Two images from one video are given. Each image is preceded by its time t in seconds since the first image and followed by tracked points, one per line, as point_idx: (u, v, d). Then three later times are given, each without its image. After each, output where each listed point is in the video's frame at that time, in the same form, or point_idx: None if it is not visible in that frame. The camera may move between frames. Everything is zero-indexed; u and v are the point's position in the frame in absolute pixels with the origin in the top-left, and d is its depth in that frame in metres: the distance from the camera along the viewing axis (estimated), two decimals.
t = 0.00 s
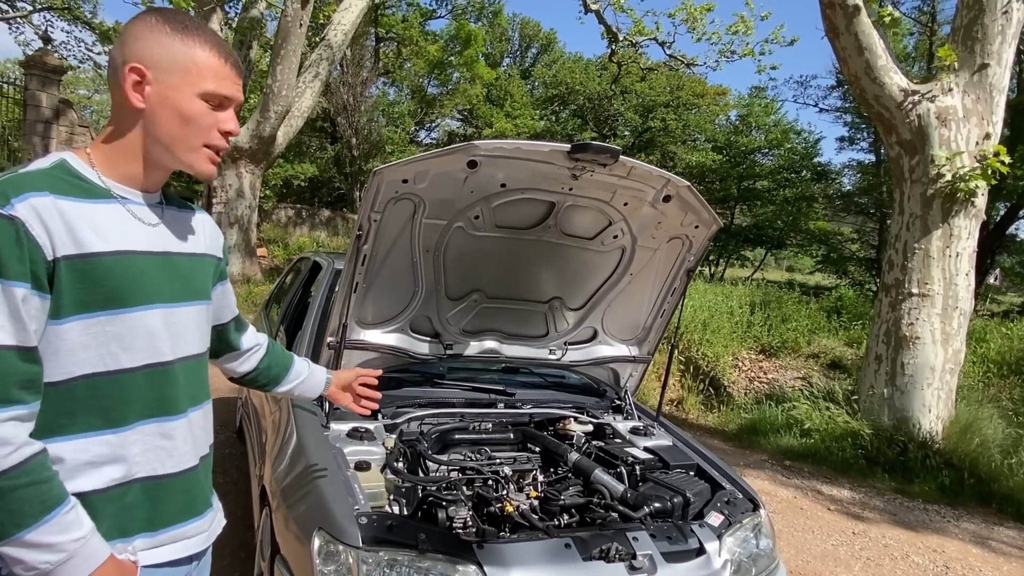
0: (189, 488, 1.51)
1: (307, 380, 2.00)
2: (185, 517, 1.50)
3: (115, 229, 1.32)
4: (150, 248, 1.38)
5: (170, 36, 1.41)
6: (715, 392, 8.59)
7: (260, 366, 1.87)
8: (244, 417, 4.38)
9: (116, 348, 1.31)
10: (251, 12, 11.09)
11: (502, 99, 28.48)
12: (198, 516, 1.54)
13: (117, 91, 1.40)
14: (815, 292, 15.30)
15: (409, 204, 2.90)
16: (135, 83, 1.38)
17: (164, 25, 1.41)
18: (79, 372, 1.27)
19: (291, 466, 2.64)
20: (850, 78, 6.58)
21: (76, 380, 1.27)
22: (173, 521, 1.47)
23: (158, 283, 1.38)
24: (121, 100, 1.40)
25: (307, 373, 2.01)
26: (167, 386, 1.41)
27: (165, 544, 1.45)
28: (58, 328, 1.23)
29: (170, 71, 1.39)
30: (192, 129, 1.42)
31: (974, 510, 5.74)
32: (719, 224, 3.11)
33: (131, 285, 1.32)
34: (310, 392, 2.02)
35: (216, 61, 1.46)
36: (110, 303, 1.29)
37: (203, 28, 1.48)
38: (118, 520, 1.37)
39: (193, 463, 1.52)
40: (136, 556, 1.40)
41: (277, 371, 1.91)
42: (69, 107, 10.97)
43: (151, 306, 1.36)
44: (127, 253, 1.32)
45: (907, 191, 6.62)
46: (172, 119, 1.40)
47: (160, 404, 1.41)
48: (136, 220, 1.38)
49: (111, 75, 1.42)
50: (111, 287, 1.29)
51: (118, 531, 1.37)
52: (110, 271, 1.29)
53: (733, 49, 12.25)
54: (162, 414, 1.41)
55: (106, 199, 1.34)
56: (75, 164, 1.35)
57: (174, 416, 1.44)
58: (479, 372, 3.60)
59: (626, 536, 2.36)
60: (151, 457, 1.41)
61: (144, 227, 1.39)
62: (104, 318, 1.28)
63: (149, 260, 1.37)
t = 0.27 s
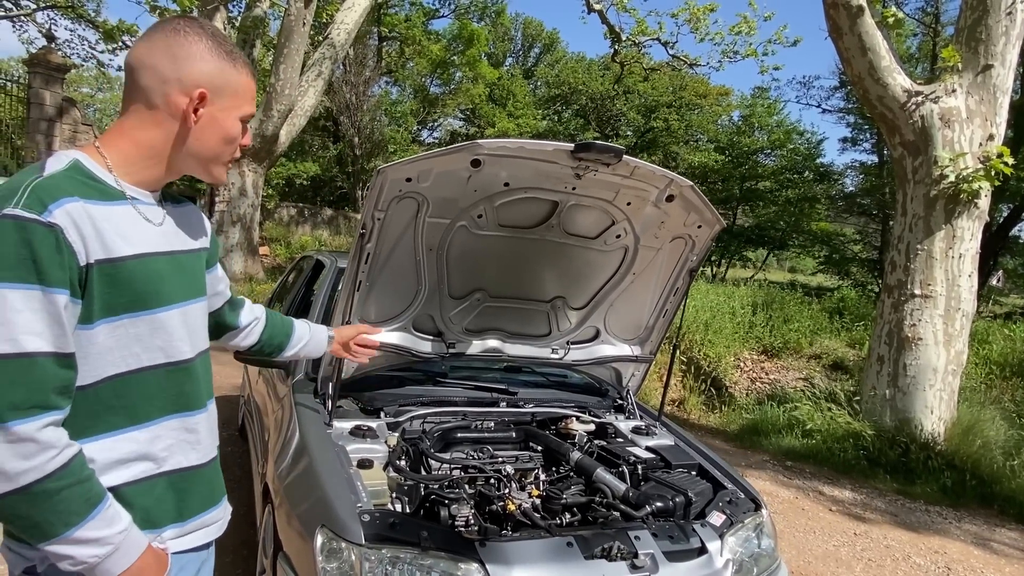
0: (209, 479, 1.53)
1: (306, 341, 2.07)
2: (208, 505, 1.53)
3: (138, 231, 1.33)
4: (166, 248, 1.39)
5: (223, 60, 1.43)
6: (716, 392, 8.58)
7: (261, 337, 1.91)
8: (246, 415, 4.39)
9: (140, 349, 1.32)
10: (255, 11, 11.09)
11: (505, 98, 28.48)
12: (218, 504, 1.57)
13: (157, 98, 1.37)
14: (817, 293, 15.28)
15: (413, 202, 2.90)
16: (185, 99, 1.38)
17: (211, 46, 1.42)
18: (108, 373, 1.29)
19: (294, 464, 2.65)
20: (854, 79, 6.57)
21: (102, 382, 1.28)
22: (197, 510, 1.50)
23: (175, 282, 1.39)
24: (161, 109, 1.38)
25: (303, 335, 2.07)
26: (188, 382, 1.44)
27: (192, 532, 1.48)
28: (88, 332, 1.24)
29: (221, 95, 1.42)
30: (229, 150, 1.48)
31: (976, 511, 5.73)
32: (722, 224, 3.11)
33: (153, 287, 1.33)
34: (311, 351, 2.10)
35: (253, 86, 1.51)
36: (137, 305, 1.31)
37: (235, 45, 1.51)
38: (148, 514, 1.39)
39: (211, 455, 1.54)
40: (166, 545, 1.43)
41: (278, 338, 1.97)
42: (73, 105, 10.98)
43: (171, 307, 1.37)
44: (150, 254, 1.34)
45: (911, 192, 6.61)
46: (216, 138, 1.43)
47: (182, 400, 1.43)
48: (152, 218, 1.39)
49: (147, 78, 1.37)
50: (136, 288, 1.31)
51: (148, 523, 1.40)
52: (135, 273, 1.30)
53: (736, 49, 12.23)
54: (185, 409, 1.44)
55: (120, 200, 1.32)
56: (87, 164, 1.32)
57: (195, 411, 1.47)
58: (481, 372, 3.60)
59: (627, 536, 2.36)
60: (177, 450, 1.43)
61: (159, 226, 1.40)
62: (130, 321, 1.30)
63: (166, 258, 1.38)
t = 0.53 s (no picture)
0: (212, 475, 1.53)
1: (298, 310, 2.08)
2: (212, 501, 1.53)
3: (144, 230, 1.33)
4: (170, 245, 1.39)
5: (205, 44, 1.40)
6: (715, 392, 8.59)
7: (253, 316, 1.93)
8: (246, 413, 4.39)
9: (148, 348, 1.33)
10: (255, 8, 11.08)
11: (505, 97, 28.46)
12: (221, 499, 1.57)
13: (144, 90, 1.37)
14: (816, 293, 15.29)
15: (413, 200, 2.90)
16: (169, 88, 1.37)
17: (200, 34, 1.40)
18: (115, 372, 1.28)
19: (293, 461, 2.65)
20: (854, 79, 6.57)
21: (109, 382, 1.28)
22: (202, 506, 1.50)
23: (179, 280, 1.39)
24: (148, 101, 1.37)
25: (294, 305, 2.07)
26: (192, 379, 1.44)
27: (198, 527, 1.49)
28: (96, 332, 1.24)
29: (206, 81, 1.40)
30: (224, 137, 1.45)
31: (974, 512, 5.74)
32: (722, 224, 3.11)
33: (159, 285, 1.34)
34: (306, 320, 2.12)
35: (243, 70, 1.48)
36: (144, 304, 1.31)
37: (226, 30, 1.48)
38: (155, 511, 1.39)
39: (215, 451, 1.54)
40: (173, 541, 1.43)
41: (270, 314, 1.99)
42: (73, 101, 10.97)
43: (175, 305, 1.37)
44: (156, 253, 1.34)
45: (910, 193, 6.61)
46: (207, 126, 1.41)
47: (187, 397, 1.43)
48: (154, 216, 1.38)
49: (134, 72, 1.37)
50: (142, 287, 1.31)
51: (155, 519, 1.40)
52: (141, 272, 1.30)
53: (737, 49, 12.23)
54: (190, 407, 1.44)
55: (127, 199, 1.33)
56: (91, 161, 1.32)
57: (200, 408, 1.47)
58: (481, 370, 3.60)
59: (626, 534, 2.37)
60: (183, 447, 1.43)
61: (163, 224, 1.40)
62: (137, 321, 1.30)
63: (170, 256, 1.38)
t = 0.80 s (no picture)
0: (205, 478, 1.52)
1: (319, 324, 2.08)
2: (204, 506, 1.52)
3: (133, 224, 1.32)
4: (164, 242, 1.39)
5: (117, 14, 1.37)
6: (712, 392, 8.60)
7: (275, 325, 1.93)
8: (243, 411, 4.39)
9: (136, 344, 1.32)
10: (254, 6, 11.07)
11: (504, 96, 28.44)
12: (215, 504, 1.56)
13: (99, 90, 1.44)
14: (814, 294, 15.32)
15: (412, 199, 2.90)
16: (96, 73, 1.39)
17: (116, 7, 1.38)
18: (103, 367, 1.27)
19: (290, 460, 2.64)
20: (853, 80, 6.58)
21: (98, 377, 1.27)
22: (195, 510, 1.49)
23: (170, 277, 1.39)
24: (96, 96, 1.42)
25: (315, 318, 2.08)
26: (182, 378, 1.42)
27: (189, 532, 1.47)
28: (80, 324, 1.23)
29: (116, 51, 1.36)
30: (138, 104, 1.35)
31: (970, 513, 5.75)
32: (721, 224, 3.11)
33: (148, 279, 1.33)
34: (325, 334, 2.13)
35: (162, 29, 1.37)
36: (132, 298, 1.30)
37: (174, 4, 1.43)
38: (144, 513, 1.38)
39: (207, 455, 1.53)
40: (162, 544, 1.41)
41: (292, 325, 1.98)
42: (70, 98, 10.94)
43: (165, 300, 1.37)
44: (145, 248, 1.33)
45: (908, 194, 6.63)
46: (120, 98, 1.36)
47: (177, 396, 1.42)
48: (150, 212, 1.38)
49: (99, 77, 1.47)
50: (130, 281, 1.30)
51: (142, 521, 1.38)
52: (128, 265, 1.29)
53: (736, 50, 12.24)
54: (180, 406, 1.43)
55: (119, 192, 1.33)
56: (85, 155, 1.33)
57: (190, 408, 1.46)
58: (480, 369, 3.60)
59: (624, 534, 2.37)
60: (173, 449, 1.42)
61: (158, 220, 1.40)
62: (123, 314, 1.29)
63: (163, 252, 1.38)
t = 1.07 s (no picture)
0: (190, 484, 1.50)
1: (338, 349, 2.06)
2: (186, 513, 1.49)
3: (111, 220, 1.30)
4: (151, 239, 1.37)
5: (99, 8, 1.39)
6: (709, 393, 8.60)
7: (294, 342, 1.90)
8: (239, 409, 4.38)
9: (112, 342, 1.29)
10: (252, 4, 11.05)
11: (503, 96, 28.43)
12: (199, 512, 1.53)
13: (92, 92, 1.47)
14: (811, 295, 15.35)
15: (410, 198, 2.90)
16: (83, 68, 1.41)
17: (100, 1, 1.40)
18: (78, 365, 1.25)
19: (287, 458, 2.64)
20: (851, 82, 6.58)
21: (75, 374, 1.25)
22: (175, 518, 1.47)
23: (154, 275, 1.36)
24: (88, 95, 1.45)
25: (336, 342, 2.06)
26: (165, 380, 1.39)
27: (167, 540, 1.45)
28: (52, 320, 1.21)
29: (97, 43, 1.37)
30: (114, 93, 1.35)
31: (966, 515, 5.75)
32: (719, 225, 3.11)
33: (126, 277, 1.30)
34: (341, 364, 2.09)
35: (140, 18, 1.37)
36: (110, 294, 1.28)
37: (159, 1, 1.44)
38: (118, 518, 1.36)
39: (192, 460, 1.51)
40: (138, 551, 1.40)
41: (312, 346, 1.96)
42: (68, 95, 10.91)
43: (146, 299, 1.34)
44: (126, 244, 1.31)
45: (906, 196, 6.64)
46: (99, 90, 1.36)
47: (160, 398, 1.39)
48: (136, 208, 1.37)
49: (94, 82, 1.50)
50: (107, 278, 1.27)
51: (117, 527, 1.36)
52: (106, 261, 1.27)
53: (735, 51, 12.25)
54: (161, 409, 1.40)
55: (103, 186, 1.33)
56: (72, 152, 1.34)
57: (173, 412, 1.43)
58: (478, 369, 3.60)
59: (621, 535, 2.36)
60: (154, 453, 1.40)
61: (145, 217, 1.38)
62: (100, 312, 1.27)
63: (148, 250, 1.36)
